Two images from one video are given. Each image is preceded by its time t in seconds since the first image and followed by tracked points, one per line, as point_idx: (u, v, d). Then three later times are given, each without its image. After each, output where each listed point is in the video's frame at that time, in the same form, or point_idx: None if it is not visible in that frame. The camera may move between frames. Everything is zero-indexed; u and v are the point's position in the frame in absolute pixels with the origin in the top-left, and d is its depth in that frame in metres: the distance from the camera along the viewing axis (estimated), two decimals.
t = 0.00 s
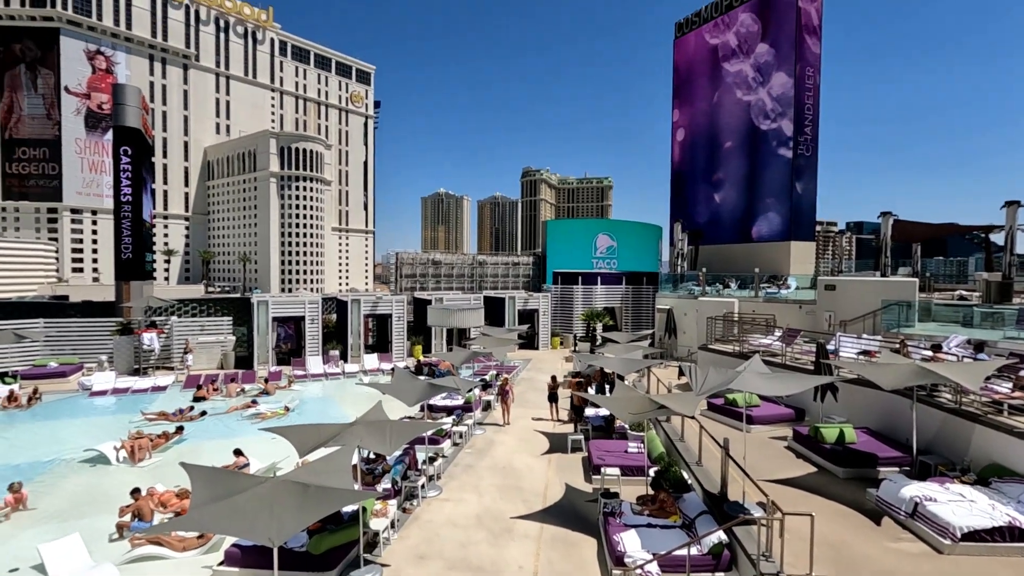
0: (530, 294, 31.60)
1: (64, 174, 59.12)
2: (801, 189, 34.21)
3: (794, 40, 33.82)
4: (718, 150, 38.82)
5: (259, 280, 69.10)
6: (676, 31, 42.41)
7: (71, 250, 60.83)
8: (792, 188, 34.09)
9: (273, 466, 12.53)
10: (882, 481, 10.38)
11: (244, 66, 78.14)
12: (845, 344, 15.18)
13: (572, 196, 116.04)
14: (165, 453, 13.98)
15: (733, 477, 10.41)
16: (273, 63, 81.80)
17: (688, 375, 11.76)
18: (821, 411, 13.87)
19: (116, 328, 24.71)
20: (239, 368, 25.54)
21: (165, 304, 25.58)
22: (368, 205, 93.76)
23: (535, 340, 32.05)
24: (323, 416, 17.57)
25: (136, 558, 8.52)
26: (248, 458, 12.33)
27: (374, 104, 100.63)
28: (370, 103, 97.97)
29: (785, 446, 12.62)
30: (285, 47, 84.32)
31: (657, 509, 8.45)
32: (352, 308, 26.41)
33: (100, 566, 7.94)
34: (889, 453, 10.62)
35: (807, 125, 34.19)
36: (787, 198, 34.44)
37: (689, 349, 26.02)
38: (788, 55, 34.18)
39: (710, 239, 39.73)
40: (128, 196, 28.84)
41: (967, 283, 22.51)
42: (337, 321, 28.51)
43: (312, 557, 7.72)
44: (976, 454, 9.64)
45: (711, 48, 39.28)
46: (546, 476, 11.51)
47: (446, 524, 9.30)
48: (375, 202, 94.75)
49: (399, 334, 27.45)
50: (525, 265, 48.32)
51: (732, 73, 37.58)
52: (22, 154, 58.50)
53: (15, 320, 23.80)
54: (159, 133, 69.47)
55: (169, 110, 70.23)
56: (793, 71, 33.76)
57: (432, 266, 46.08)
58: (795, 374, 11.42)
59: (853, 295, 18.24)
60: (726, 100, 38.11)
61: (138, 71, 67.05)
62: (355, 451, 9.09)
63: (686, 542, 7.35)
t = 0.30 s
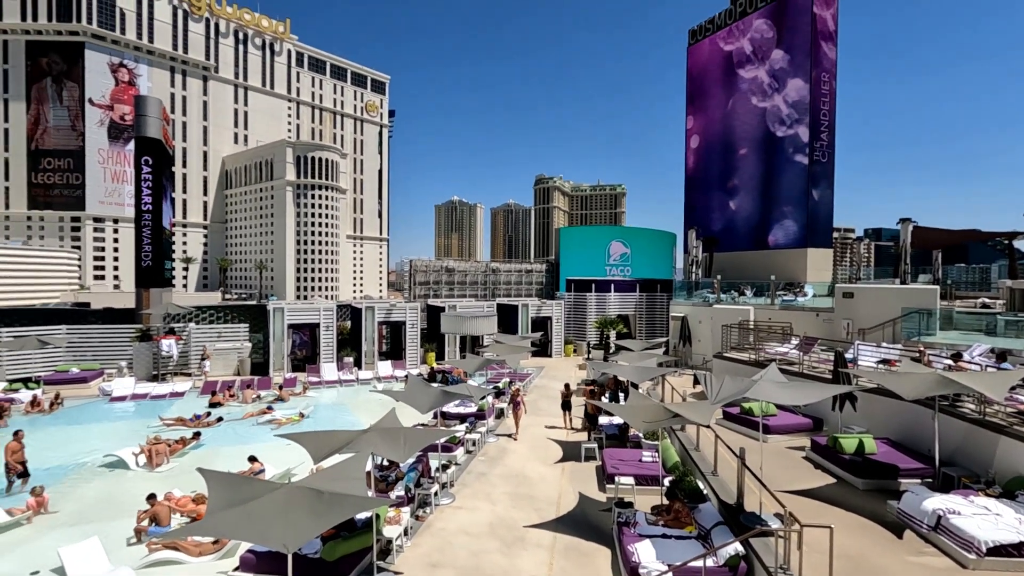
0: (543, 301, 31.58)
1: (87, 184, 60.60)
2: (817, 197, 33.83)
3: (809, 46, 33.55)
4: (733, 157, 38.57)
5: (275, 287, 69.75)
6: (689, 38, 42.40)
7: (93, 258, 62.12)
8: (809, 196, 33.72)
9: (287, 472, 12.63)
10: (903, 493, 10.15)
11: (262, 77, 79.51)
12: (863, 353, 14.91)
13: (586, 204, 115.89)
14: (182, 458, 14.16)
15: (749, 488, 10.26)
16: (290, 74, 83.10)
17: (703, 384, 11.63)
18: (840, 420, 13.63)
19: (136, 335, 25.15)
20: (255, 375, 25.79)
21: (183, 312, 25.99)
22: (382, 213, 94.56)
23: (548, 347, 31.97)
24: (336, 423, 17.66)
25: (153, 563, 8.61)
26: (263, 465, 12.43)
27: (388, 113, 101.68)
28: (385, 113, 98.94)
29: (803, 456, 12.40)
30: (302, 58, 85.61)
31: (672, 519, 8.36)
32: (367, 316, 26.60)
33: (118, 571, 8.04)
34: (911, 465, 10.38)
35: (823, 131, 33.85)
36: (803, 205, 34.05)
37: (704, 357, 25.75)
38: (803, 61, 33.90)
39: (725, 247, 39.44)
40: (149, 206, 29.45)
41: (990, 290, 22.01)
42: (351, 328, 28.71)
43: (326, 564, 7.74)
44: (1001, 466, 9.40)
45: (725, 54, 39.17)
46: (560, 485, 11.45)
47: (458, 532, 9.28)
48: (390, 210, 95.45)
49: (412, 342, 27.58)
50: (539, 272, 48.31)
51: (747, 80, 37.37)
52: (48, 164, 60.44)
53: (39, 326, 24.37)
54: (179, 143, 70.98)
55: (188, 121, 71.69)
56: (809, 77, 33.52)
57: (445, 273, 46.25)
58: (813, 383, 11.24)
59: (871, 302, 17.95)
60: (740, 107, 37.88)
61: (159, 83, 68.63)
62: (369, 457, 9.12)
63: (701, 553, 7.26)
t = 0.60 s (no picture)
0: (560, 307, 31.51)
1: (116, 192, 62.35)
2: (839, 202, 33.25)
3: (830, 48, 33.05)
4: (753, 161, 38.19)
5: (295, 293, 70.71)
6: (708, 42, 42.19)
7: (120, 264, 63.76)
8: (831, 201, 33.15)
9: (307, 476, 12.77)
10: (931, 505, 9.89)
11: (284, 86, 81.04)
12: (888, 360, 14.58)
13: (603, 210, 115.77)
14: (204, 461, 14.43)
15: (770, 498, 10.09)
16: (310, 83, 84.52)
17: (723, 391, 11.46)
18: (864, 430, 13.33)
19: (161, 340, 25.69)
20: (275, 379, 26.10)
21: (206, 317, 26.50)
22: (400, 219, 95.39)
23: (565, 354, 31.87)
24: (355, 427, 17.81)
25: (175, 564, 8.77)
26: (283, 468, 12.59)
27: (407, 121, 102.75)
28: (403, 120, 99.93)
29: (826, 465, 12.17)
30: (323, 67, 87.03)
31: (691, 529, 8.25)
32: (385, 321, 26.82)
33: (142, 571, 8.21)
34: (938, 475, 10.10)
35: (845, 135, 33.28)
36: (825, 210, 33.49)
37: (724, 363, 25.43)
38: (824, 64, 33.43)
39: (744, 252, 39.06)
40: (174, 213, 30.18)
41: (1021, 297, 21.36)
42: (369, 334, 28.97)
43: (344, 567, 7.81)
44: None
45: (744, 59, 38.87)
46: (577, 492, 11.38)
47: (475, 538, 9.28)
48: (408, 216, 96.26)
49: (430, 347, 27.70)
50: (556, 278, 48.34)
51: (767, 84, 37.01)
52: (78, 173, 62.30)
53: (68, 331, 25.09)
54: (203, 152, 72.65)
55: (213, 131, 73.39)
56: (831, 80, 33.01)
57: (462, 279, 46.46)
58: (835, 391, 11.02)
59: (896, 309, 17.56)
60: (761, 111, 37.51)
61: (185, 93, 70.44)
62: (387, 462, 9.19)
63: (721, 564, 7.14)
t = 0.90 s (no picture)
0: (580, 312, 31.39)
1: (147, 199, 64.26)
2: (867, 206, 32.55)
3: (857, 48, 32.42)
4: (777, 165, 37.62)
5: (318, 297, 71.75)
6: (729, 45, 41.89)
7: (151, 269, 65.54)
8: (858, 205, 32.45)
9: (329, 478, 12.92)
10: (965, 517, 9.56)
11: (308, 95, 82.59)
12: (918, 367, 14.15)
13: (623, 214, 115.24)
14: (230, 462, 14.73)
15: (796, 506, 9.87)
16: (334, 91, 85.98)
17: (747, 397, 11.27)
18: (894, 438, 12.99)
19: (189, 343, 26.31)
20: (299, 383, 26.50)
21: (232, 321, 27.05)
22: (421, 224, 96.16)
23: (586, 359, 31.69)
24: (376, 431, 17.99)
25: (202, 563, 8.95)
26: (306, 470, 12.76)
27: (428, 127, 103.73)
28: (424, 127, 100.88)
29: (854, 474, 11.88)
30: (346, 75, 88.47)
31: (714, 537, 8.12)
32: (406, 325, 27.08)
33: (170, 569, 8.40)
34: (973, 487, 9.78)
35: (873, 137, 32.60)
36: (852, 214, 32.80)
37: (748, 369, 25.02)
38: (851, 64, 32.80)
39: (768, 257, 38.45)
40: (202, 220, 31.00)
41: None
42: (391, 338, 29.24)
43: (365, 569, 7.90)
44: None
45: (768, 60, 38.37)
46: (597, 498, 11.31)
47: (495, 543, 9.28)
48: (429, 222, 97.01)
49: (451, 352, 27.82)
50: (576, 283, 48.22)
51: (792, 86, 36.46)
52: (112, 181, 64.41)
53: (102, 334, 25.91)
54: (230, 160, 74.43)
55: (239, 139, 75.13)
56: (858, 82, 32.36)
57: (482, 283, 46.59)
58: (863, 398, 10.76)
59: (927, 314, 17.10)
60: (785, 114, 36.95)
61: (213, 103, 72.32)
62: (408, 465, 9.26)
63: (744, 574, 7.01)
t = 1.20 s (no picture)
0: (604, 316, 31.20)
1: (179, 205, 66.23)
2: (900, 207, 31.40)
3: (888, 44, 31.39)
4: (808, 166, 36.87)
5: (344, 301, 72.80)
6: (758, 45, 41.45)
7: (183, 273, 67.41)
8: (890, 206, 31.37)
9: (355, 478, 13.09)
10: (1007, 529, 9.21)
11: (334, 101, 84.07)
12: (956, 373, 13.63)
13: (647, 217, 114.28)
14: (259, 462, 15.05)
15: (827, 515, 9.64)
16: (359, 98, 87.34)
17: (775, 402, 11.06)
18: (930, 447, 12.57)
19: (219, 345, 26.98)
20: (325, 384, 26.90)
21: (261, 323, 27.75)
22: (445, 228, 96.86)
23: (609, 362, 31.46)
24: (401, 433, 18.17)
25: (232, 561, 9.15)
26: (332, 471, 12.94)
27: (451, 132, 104.52)
28: (448, 131, 101.62)
29: (888, 483, 11.54)
30: (371, 82, 89.76)
31: (741, 545, 7.98)
32: (430, 328, 27.30)
33: (202, 566, 8.63)
34: (1014, 498, 9.41)
35: (906, 135, 31.42)
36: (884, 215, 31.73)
37: (776, 375, 24.53)
38: (882, 61, 31.77)
39: (799, 259, 37.63)
40: (232, 224, 31.78)
41: None
42: (415, 341, 29.47)
43: (390, 570, 8.00)
44: None
45: (798, 59, 37.71)
46: (621, 504, 11.21)
47: (518, 547, 9.26)
48: (452, 226, 97.64)
49: (474, 355, 27.93)
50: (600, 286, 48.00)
51: (822, 85, 35.72)
52: (147, 188, 66.54)
53: (137, 336, 26.73)
54: (259, 166, 76.19)
55: (268, 145, 76.85)
56: (889, 79, 31.29)
57: (505, 287, 46.67)
58: (897, 404, 10.45)
59: (965, 319, 16.48)
60: (816, 113, 36.20)
61: (243, 111, 74.17)
62: (432, 468, 9.33)
63: None
